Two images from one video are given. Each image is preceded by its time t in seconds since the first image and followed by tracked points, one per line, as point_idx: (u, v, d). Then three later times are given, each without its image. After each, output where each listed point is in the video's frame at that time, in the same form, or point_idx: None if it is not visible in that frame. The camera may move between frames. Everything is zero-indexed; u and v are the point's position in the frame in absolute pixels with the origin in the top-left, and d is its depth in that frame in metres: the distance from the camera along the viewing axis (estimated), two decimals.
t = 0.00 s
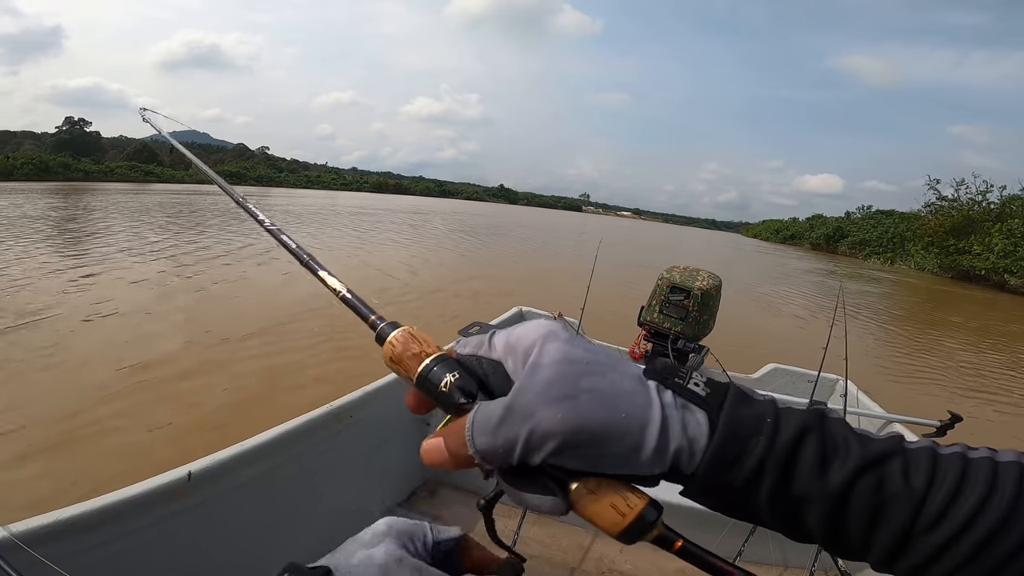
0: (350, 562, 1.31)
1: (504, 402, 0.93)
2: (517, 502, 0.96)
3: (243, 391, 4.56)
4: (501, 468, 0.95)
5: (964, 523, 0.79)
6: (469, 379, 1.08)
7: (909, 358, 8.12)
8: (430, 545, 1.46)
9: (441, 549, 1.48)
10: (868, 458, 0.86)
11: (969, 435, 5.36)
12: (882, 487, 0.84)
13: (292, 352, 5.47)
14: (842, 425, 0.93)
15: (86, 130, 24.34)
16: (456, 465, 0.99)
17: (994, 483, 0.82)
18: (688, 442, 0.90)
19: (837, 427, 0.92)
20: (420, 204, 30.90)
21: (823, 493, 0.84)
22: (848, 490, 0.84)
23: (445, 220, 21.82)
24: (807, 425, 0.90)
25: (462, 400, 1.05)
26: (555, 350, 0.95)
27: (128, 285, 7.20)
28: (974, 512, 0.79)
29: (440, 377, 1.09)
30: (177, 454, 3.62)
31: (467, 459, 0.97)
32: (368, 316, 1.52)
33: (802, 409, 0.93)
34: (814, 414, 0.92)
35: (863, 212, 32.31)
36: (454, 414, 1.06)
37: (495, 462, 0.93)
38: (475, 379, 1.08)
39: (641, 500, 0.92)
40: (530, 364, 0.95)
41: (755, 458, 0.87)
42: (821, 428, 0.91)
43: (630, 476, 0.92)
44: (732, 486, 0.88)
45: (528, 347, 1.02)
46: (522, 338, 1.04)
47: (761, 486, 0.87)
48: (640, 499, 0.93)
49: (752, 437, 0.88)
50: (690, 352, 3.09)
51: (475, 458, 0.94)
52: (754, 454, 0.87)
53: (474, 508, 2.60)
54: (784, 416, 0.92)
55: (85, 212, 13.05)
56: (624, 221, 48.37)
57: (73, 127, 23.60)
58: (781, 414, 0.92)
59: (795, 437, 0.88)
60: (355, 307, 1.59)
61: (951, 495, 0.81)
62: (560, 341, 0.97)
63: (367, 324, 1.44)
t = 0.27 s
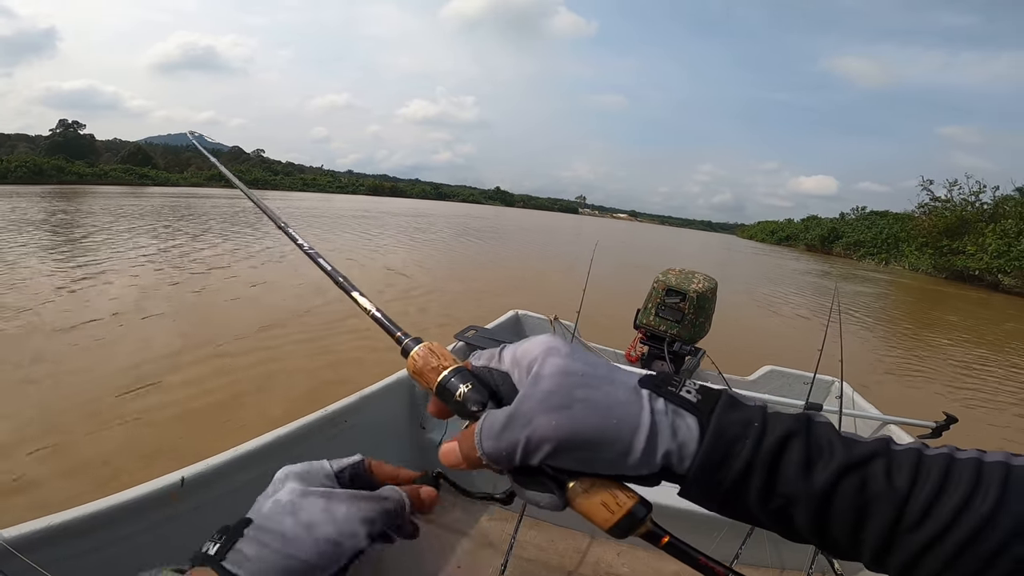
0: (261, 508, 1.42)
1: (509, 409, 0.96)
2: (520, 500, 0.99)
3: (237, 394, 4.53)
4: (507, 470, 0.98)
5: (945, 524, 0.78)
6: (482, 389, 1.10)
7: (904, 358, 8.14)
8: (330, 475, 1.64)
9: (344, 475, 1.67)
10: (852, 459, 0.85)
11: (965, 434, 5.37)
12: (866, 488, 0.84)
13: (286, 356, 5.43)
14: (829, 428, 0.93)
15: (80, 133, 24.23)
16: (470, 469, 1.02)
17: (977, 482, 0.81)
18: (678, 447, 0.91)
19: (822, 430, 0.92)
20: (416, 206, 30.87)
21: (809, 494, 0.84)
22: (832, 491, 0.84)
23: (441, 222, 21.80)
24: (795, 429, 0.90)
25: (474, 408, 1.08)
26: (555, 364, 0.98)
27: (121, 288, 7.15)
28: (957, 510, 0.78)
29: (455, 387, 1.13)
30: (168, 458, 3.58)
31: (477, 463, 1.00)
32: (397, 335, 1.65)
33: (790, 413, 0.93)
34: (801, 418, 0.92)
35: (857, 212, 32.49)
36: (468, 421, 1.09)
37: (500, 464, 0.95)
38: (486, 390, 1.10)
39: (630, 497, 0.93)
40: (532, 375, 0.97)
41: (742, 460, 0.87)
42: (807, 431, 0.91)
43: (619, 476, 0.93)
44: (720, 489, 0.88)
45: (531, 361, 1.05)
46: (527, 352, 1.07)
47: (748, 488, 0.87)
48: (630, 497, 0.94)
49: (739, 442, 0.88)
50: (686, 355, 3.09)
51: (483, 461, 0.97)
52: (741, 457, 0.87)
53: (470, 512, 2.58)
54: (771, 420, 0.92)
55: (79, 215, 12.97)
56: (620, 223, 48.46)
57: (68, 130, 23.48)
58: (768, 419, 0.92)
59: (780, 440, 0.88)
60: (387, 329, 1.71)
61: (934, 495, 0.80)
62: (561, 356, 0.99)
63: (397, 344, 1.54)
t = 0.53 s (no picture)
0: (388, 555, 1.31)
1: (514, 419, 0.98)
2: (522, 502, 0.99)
3: (232, 395, 4.50)
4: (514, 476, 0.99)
5: (932, 533, 0.77)
6: (490, 402, 1.12)
7: (900, 359, 8.17)
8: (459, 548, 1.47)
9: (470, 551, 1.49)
10: (842, 466, 0.85)
11: (961, 435, 5.38)
12: (854, 495, 0.83)
13: (282, 357, 5.40)
14: (820, 437, 0.93)
15: (75, 133, 24.12)
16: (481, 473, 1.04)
17: (966, 490, 0.80)
18: (672, 454, 0.91)
19: (814, 437, 0.92)
20: (413, 207, 30.82)
21: (798, 500, 0.84)
22: (822, 498, 0.83)
23: (438, 223, 21.79)
24: (786, 437, 0.90)
25: (484, 418, 1.09)
26: (557, 374, 0.98)
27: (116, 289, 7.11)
28: (945, 517, 0.78)
29: (465, 399, 1.15)
30: (162, 460, 3.55)
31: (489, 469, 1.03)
32: (410, 352, 1.70)
33: (782, 421, 0.93)
34: (793, 426, 0.92)
35: (853, 213, 32.64)
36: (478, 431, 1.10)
37: (507, 469, 0.97)
38: (493, 401, 1.12)
39: (631, 500, 0.91)
40: (535, 386, 0.98)
41: (734, 467, 0.87)
42: (799, 439, 0.90)
43: (619, 480, 0.93)
44: (714, 496, 0.88)
45: (535, 372, 1.06)
46: (532, 364, 1.08)
47: (741, 494, 0.87)
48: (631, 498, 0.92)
49: (732, 449, 0.88)
50: (682, 356, 3.08)
51: (491, 466, 0.99)
52: (734, 463, 0.87)
53: (467, 514, 2.57)
54: (764, 428, 0.92)
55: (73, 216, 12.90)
56: (617, 224, 48.54)
57: (63, 130, 23.38)
58: (760, 428, 0.92)
59: (771, 447, 0.88)
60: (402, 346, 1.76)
61: (922, 503, 0.80)
62: (564, 366, 1.00)
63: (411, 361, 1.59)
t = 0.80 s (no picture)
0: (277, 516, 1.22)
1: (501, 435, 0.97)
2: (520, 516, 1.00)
3: (228, 396, 4.48)
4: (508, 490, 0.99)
5: (935, 531, 0.78)
6: (474, 418, 1.13)
7: (895, 358, 8.21)
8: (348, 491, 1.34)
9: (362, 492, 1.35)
10: (841, 465, 0.85)
11: (956, 434, 5.40)
12: (855, 493, 0.83)
13: (277, 359, 5.37)
14: (818, 436, 0.92)
15: (70, 135, 24.01)
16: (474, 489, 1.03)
17: (968, 486, 0.80)
18: (665, 459, 0.90)
19: (811, 436, 0.91)
20: (409, 208, 30.77)
21: (797, 499, 0.84)
22: (821, 496, 0.84)
23: (435, 225, 21.78)
24: (783, 436, 0.89)
25: (472, 433, 1.11)
26: (541, 388, 0.98)
27: (110, 291, 7.06)
28: (947, 514, 0.78)
29: (453, 414, 1.17)
30: (156, 463, 3.52)
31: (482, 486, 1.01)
32: (396, 367, 1.70)
33: (778, 421, 0.92)
34: (789, 425, 0.91)
35: (848, 214, 32.82)
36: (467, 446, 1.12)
37: (499, 485, 0.96)
38: (480, 415, 1.13)
39: (624, 507, 0.93)
40: (519, 401, 0.98)
41: (730, 469, 0.86)
42: (795, 438, 0.90)
43: (612, 488, 0.93)
44: (714, 496, 0.87)
45: (520, 385, 1.06)
46: (516, 376, 1.08)
47: (740, 494, 0.87)
48: (624, 505, 0.93)
49: (728, 451, 0.88)
50: (678, 356, 3.09)
51: (482, 482, 0.98)
52: (730, 465, 0.87)
53: (464, 516, 2.57)
54: (759, 428, 0.91)
55: (67, 218, 12.82)
56: (613, 225, 48.61)
57: (56, 132, 23.24)
58: (756, 428, 0.91)
59: (767, 447, 0.88)
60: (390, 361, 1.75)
61: (924, 501, 0.80)
62: (547, 379, 1.00)
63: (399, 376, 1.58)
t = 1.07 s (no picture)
0: (412, 544, 1.23)
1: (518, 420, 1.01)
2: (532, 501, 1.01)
3: (236, 396, 4.52)
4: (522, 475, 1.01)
5: (934, 527, 0.77)
6: (494, 403, 1.11)
7: (904, 358, 8.14)
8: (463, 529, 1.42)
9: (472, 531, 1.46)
10: (845, 461, 0.85)
11: (966, 434, 5.36)
12: (857, 489, 0.84)
13: (284, 359, 5.40)
14: (823, 434, 0.93)
15: (78, 136, 24.23)
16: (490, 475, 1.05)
17: (969, 485, 0.80)
18: (676, 450, 0.92)
19: (816, 433, 0.92)
20: (414, 208, 30.82)
21: (801, 494, 0.84)
22: (825, 491, 0.84)
23: (440, 224, 21.82)
24: (789, 432, 0.90)
25: (492, 420, 1.10)
26: (560, 375, 1.02)
27: (119, 291, 7.14)
28: (947, 512, 0.78)
29: (473, 403, 1.16)
30: (166, 462, 3.56)
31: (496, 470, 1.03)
32: (420, 359, 1.70)
33: (785, 418, 0.93)
34: (795, 421, 0.92)
35: (855, 213, 32.58)
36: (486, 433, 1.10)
37: (514, 468, 0.99)
38: (500, 403, 1.11)
39: (637, 494, 0.92)
40: (538, 387, 1.02)
41: (737, 462, 0.87)
42: (801, 435, 0.91)
43: (624, 475, 0.94)
44: (720, 490, 0.87)
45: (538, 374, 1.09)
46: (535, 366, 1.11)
47: (745, 488, 0.87)
48: (636, 493, 0.93)
49: (736, 444, 0.89)
50: (685, 355, 3.09)
51: (499, 465, 1.00)
52: (737, 458, 0.88)
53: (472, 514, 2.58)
54: (766, 424, 0.92)
55: (77, 219, 12.96)
56: (618, 224, 48.47)
57: (65, 134, 23.47)
58: (764, 423, 0.92)
59: (774, 440, 0.89)
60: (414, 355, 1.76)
61: (924, 497, 0.80)
62: (566, 367, 1.04)
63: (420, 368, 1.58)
